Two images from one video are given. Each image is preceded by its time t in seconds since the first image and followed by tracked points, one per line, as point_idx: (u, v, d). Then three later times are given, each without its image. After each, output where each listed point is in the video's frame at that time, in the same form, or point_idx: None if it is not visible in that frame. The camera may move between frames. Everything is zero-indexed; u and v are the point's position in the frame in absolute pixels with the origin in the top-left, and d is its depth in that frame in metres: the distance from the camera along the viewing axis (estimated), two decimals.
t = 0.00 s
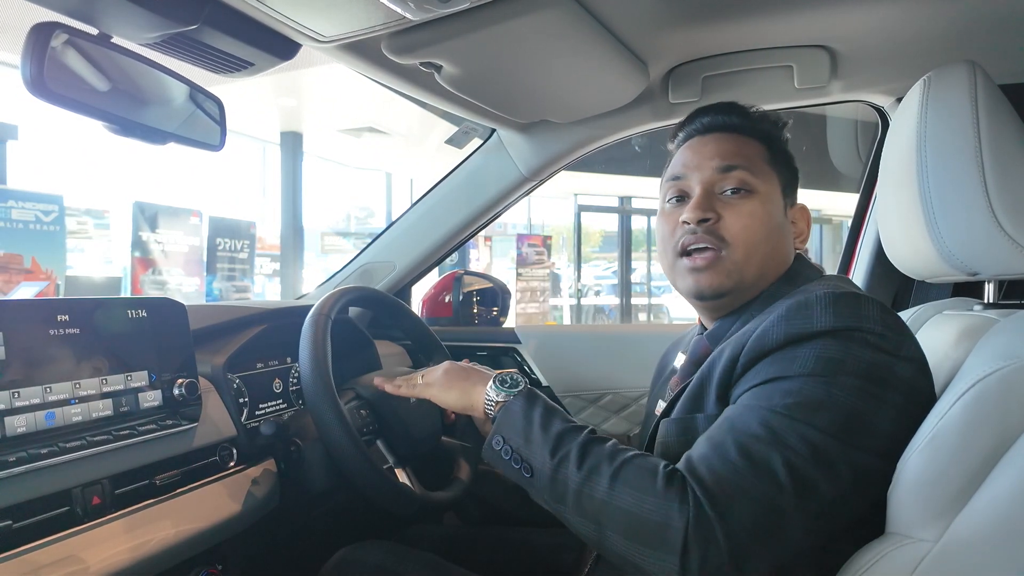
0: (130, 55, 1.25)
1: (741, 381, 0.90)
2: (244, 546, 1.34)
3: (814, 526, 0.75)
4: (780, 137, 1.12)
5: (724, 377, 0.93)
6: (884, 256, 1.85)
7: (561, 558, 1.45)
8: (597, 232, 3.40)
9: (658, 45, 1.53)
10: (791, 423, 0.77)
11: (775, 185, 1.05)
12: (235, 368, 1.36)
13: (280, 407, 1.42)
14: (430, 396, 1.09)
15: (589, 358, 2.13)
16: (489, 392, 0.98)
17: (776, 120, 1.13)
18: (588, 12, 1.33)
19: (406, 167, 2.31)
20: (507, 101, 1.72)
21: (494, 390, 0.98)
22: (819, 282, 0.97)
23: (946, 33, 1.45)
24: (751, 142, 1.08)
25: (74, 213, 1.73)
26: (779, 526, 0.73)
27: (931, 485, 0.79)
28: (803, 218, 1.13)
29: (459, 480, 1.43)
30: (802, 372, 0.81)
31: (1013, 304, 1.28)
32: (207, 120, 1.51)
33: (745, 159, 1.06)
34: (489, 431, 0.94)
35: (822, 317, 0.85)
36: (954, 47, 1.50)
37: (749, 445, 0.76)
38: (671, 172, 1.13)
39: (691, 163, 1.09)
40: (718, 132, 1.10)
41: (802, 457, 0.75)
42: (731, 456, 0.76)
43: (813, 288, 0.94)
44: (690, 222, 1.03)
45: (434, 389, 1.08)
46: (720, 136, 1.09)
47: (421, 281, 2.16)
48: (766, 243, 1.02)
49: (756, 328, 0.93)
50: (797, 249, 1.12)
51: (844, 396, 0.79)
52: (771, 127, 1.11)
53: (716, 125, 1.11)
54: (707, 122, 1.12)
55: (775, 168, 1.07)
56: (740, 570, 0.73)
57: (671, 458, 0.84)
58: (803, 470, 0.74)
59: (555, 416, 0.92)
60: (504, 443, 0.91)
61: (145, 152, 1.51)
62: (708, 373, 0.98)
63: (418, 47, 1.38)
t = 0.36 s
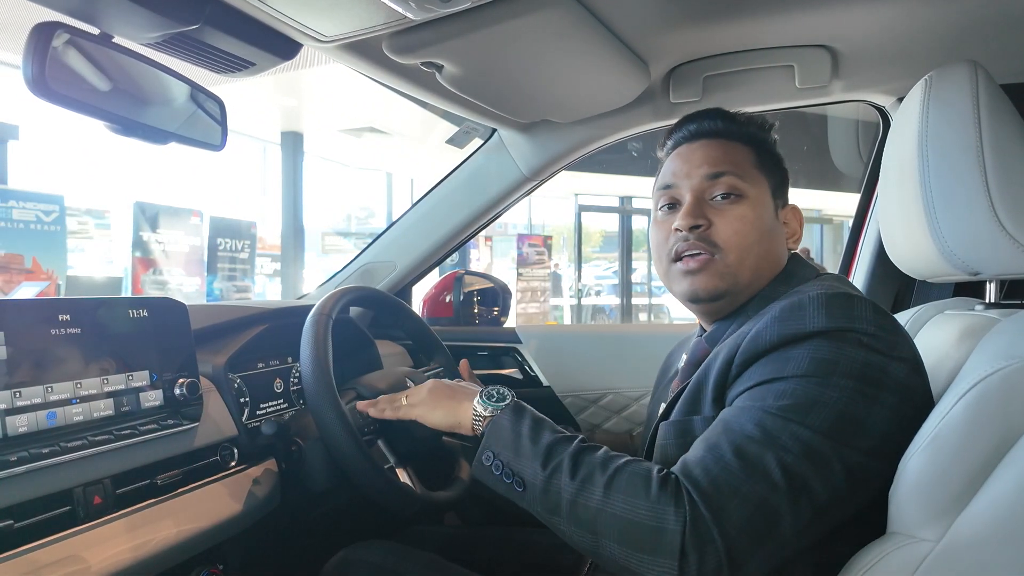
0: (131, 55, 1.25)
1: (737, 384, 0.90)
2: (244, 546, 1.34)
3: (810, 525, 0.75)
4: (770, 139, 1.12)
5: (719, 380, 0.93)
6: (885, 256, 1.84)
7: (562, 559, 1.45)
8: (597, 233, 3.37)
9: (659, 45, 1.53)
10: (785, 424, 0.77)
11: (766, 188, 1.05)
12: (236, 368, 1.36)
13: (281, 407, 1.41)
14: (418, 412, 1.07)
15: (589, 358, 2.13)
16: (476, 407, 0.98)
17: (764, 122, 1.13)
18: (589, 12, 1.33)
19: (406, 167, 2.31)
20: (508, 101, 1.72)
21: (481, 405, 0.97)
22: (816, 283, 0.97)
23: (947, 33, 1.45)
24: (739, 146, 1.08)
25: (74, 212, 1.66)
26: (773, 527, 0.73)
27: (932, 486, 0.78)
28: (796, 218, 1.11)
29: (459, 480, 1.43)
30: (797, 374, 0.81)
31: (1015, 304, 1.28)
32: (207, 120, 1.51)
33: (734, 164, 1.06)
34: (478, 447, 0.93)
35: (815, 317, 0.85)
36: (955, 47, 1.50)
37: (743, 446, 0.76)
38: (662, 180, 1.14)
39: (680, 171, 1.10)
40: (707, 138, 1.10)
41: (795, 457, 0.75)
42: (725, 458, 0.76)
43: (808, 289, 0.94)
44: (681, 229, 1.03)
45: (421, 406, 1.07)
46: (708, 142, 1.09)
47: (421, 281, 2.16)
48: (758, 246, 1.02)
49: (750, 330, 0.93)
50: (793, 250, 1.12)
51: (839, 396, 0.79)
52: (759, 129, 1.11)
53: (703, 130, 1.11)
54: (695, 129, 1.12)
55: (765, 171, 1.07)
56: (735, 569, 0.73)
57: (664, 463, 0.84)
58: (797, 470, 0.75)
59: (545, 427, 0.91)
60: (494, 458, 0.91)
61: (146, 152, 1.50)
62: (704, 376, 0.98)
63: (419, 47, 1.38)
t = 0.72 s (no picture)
0: (132, 55, 1.25)
1: (745, 382, 0.89)
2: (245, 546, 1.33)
3: (822, 528, 0.75)
4: (774, 137, 1.11)
5: (726, 378, 0.93)
6: (886, 256, 1.84)
7: (563, 559, 1.45)
8: (597, 232, 3.34)
9: (660, 45, 1.53)
10: (800, 423, 0.77)
11: (767, 187, 1.05)
12: (237, 368, 1.36)
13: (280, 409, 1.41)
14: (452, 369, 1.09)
15: (590, 358, 2.13)
16: (514, 371, 0.99)
17: (769, 121, 1.12)
18: (590, 12, 1.33)
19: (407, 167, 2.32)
20: (510, 100, 1.72)
21: (520, 370, 0.98)
22: (822, 283, 0.97)
23: (947, 33, 1.45)
24: (742, 145, 1.08)
25: (75, 213, 1.69)
26: (788, 529, 0.73)
27: (934, 485, 0.78)
28: (801, 219, 1.11)
29: (460, 480, 1.43)
30: (809, 372, 0.81)
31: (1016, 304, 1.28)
32: (208, 121, 1.51)
33: (735, 163, 1.05)
34: (510, 410, 0.95)
35: (826, 317, 0.85)
36: (955, 47, 1.50)
37: (760, 444, 0.76)
38: (664, 178, 1.14)
39: (682, 169, 1.10)
40: (710, 137, 1.10)
41: (812, 458, 0.75)
42: (742, 457, 0.75)
43: (816, 288, 0.94)
44: (680, 227, 1.03)
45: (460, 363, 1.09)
46: (711, 141, 1.09)
47: (422, 281, 2.16)
48: (757, 245, 1.02)
49: (759, 328, 0.93)
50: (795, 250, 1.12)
51: (850, 396, 0.79)
52: (764, 128, 1.10)
53: (708, 129, 1.11)
54: (698, 128, 1.12)
55: (767, 170, 1.07)
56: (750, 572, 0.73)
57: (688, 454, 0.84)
58: (813, 471, 0.74)
59: (578, 403, 0.92)
60: (525, 424, 0.92)
61: (147, 152, 1.50)
62: (710, 375, 0.98)
63: (421, 47, 1.38)
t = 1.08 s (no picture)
0: (134, 55, 1.25)
1: (747, 389, 0.89)
2: (246, 546, 1.34)
3: (831, 540, 0.76)
4: (755, 139, 1.11)
5: (728, 385, 0.93)
6: (887, 256, 1.84)
7: (564, 559, 1.45)
8: (598, 233, 3.36)
9: (661, 45, 1.53)
10: (805, 433, 0.77)
11: (752, 191, 1.05)
12: (238, 368, 1.36)
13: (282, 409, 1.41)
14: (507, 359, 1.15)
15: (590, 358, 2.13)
16: (554, 363, 1.03)
17: (746, 122, 1.12)
18: (591, 12, 1.33)
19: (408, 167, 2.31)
20: (510, 101, 1.72)
21: (559, 362, 1.03)
22: (821, 286, 0.97)
23: (948, 33, 1.45)
24: (722, 151, 1.07)
25: (77, 212, 1.63)
26: (798, 542, 0.74)
27: (936, 486, 0.78)
28: (787, 217, 1.10)
29: (462, 480, 1.43)
30: (812, 380, 0.81)
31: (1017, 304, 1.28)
32: (209, 121, 1.51)
33: (718, 171, 1.05)
34: (545, 403, 0.99)
35: (827, 322, 0.85)
36: (956, 47, 1.50)
37: (766, 457, 0.77)
38: (647, 191, 1.14)
39: (664, 182, 1.09)
40: (690, 146, 1.10)
41: (819, 471, 0.75)
42: (751, 470, 0.76)
43: (816, 292, 0.94)
44: (669, 241, 1.03)
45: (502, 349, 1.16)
46: (690, 151, 1.09)
47: (423, 281, 2.17)
48: (747, 251, 1.02)
49: (760, 333, 0.93)
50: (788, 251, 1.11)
51: (855, 404, 0.79)
52: (742, 129, 1.10)
53: (686, 138, 1.11)
54: (676, 137, 1.12)
55: (751, 173, 1.07)
56: None
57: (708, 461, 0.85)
58: (821, 486, 0.75)
59: (608, 405, 0.94)
60: (558, 417, 0.97)
61: (148, 153, 1.50)
62: (712, 380, 0.97)
63: (421, 47, 1.38)
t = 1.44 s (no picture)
0: (134, 56, 1.25)
1: (745, 384, 0.90)
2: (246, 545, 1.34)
3: (822, 529, 0.75)
4: (761, 138, 1.11)
5: (726, 382, 0.93)
6: (888, 256, 1.84)
7: (564, 559, 1.45)
8: (598, 233, 3.36)
9: (661, 45, 1.52)
10: (799, 424, 0.77)
11: (758, 189, 1.05)
12: (238, 368, 1.36)
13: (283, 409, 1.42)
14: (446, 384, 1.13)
15: (591, 358, 2.13)
16: (503, 380, 1.00)
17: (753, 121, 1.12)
18: (591, 12, 1.33)
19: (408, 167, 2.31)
20: (509, 101, 1.72)
21: (508, 378, 1.00)
22: (822, 285, 0.97)
23: (948, 33, 1.45)
24: (728, 149, 1.07)
25: (77, 211, 1.64)
26: (786, 527, 0.73)
27: (936, 485, 0.78)
28: (793, 217, 1.10)
29: (462, 480, 1.43)
30: (809, 374, 0.81)
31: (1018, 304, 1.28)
32: (209, 121, 1.51)
33: (724, 168, 1.05)
34: (500, 419, 0.96)
35: (827, 319, 0.85)
36: (957, 47, 1.50)
37: (758, 445, 0.76)
38: (653, 187, 1.13)
39: (670, 178, 1.09)
40: (697, 143, 1.10)
41: (811, 459, 0.75)
42: (739, 457, 0.76)
43: (816, 291, 0.94)
44: (673, 238, 1.03)
45: (444, 379, 1.12)
46: (696, 148, 1.09)
47: (423, 281, 2.17)
48: (752, 250, 1.02)
49: (760, 330, 0.93)
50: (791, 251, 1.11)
51: (851, 398, 0.79)
52: (748, 128, 1.10)
53: (692, 134, 1.11)
54: (683, 134, 1.12)
55: (757, 171, 1.06)
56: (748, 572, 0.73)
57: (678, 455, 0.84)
58: (811, 472, 0.74)
59: (567, 410, 0.93)
60: (514, 432, 0.93)
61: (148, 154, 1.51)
62: (711, 376, 0.97)
63: (421, 47, 1.38)
